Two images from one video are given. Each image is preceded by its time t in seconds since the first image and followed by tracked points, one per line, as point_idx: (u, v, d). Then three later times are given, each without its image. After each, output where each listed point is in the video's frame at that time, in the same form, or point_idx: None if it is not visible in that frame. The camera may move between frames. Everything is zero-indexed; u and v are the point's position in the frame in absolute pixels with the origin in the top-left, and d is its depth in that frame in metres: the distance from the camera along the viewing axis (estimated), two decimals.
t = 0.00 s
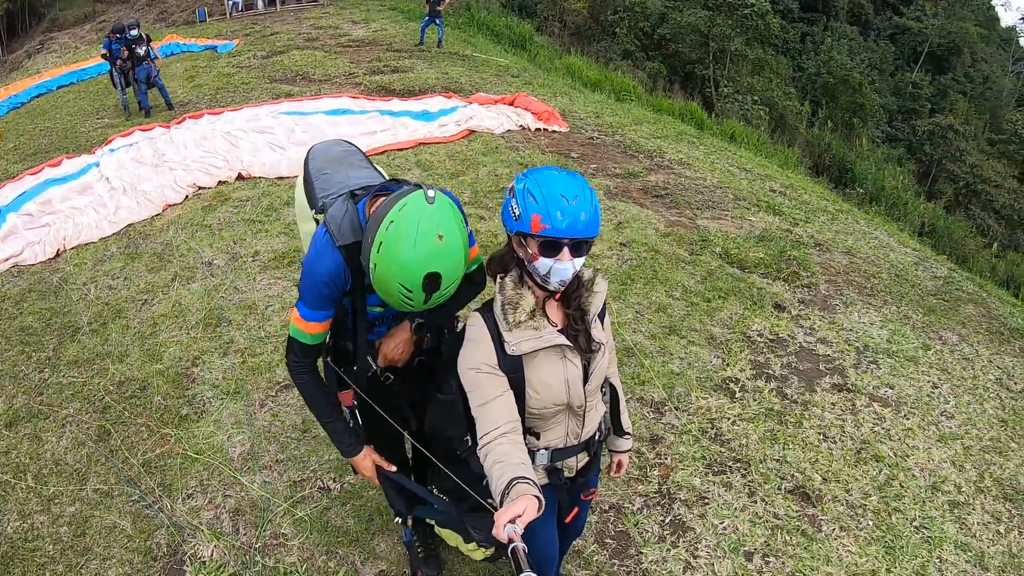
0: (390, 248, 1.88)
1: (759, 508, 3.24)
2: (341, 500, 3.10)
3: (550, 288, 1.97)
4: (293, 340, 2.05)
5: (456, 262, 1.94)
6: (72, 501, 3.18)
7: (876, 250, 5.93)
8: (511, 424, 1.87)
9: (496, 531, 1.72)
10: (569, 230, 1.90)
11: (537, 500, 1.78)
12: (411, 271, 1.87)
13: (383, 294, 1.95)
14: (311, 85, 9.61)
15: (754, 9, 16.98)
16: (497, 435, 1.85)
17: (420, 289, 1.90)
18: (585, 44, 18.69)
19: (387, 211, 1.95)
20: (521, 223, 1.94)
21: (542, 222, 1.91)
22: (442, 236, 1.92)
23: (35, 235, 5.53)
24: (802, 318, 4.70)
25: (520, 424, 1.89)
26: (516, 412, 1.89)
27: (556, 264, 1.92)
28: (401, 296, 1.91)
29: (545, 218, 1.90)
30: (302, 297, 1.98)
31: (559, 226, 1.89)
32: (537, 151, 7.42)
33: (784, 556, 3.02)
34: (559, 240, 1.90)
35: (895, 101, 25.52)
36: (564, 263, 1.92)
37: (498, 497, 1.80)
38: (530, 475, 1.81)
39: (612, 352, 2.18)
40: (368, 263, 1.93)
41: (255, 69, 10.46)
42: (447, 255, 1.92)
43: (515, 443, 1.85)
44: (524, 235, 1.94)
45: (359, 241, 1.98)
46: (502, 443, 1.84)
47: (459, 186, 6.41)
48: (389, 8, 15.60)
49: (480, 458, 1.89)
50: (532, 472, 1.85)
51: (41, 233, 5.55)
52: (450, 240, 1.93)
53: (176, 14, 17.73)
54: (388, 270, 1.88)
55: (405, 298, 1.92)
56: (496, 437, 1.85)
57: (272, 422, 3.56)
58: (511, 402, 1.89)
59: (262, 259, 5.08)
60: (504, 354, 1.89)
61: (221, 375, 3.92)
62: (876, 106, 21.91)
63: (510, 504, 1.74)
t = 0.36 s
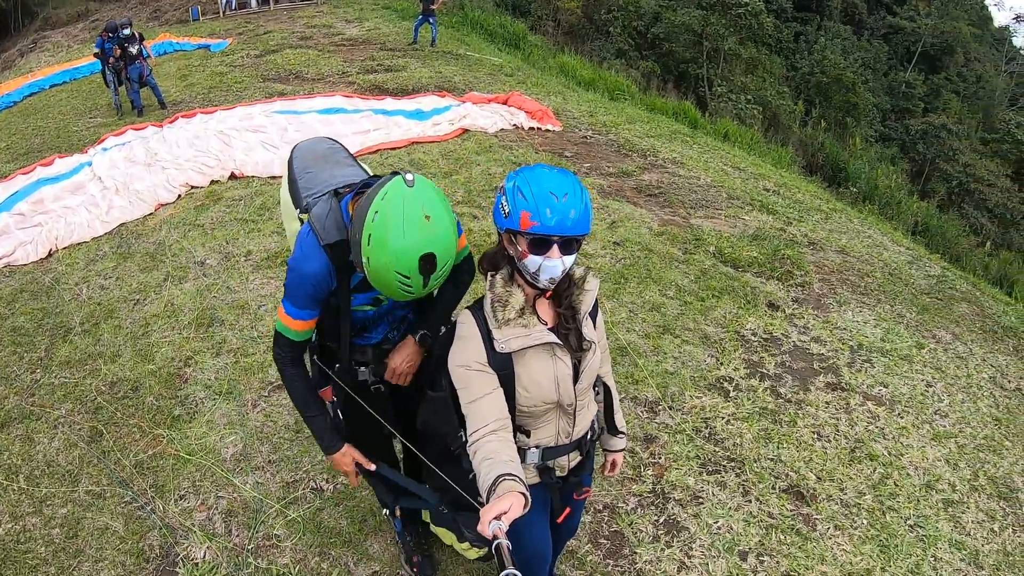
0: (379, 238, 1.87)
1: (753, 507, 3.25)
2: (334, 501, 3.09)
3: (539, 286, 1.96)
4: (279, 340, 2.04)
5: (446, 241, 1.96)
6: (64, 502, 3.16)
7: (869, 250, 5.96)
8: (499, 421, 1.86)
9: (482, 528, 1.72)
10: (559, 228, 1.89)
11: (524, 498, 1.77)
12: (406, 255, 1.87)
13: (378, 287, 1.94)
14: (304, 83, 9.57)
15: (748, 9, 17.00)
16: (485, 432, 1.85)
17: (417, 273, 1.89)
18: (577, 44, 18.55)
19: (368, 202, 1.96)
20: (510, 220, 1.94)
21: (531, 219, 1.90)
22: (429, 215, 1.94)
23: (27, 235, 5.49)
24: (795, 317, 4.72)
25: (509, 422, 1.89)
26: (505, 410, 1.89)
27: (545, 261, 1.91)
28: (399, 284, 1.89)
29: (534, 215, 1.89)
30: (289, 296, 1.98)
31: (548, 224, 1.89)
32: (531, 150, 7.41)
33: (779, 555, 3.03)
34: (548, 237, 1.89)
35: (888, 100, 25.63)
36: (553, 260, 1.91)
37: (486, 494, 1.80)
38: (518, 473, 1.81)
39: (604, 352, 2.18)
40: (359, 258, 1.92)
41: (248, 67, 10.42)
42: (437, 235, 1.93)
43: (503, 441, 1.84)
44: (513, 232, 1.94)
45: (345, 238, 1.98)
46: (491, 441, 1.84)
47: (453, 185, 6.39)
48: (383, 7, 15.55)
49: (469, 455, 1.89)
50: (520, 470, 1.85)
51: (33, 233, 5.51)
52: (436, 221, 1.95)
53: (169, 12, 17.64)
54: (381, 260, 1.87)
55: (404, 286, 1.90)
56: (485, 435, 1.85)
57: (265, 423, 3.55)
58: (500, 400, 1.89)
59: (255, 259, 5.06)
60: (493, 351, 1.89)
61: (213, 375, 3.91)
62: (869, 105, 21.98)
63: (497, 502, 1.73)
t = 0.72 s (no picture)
0: (388, 219, 1.87)
1: (754, 506, 3.25)
2: (334, 502, 3.08)
3: (536, 282, 1.95)
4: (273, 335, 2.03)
5: (452, 211, 1.97)
6: (63, 506, 3.14)
7: (866, 249, 5.97)
8: (499, 418, 1.86)
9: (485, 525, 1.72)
10: (556, 223, 1.89)
11: (527, 494, 1.77)
12: (416, 232, 1.88)
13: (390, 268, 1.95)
14: (301, 86, 9.57)
15: (743, 10, 17.04)
16: (485, 429, 1.84)
17: (430, 246, 1.91)
18: (575, 45, 18.99)
19: (368, 186, 1.95)
20: (509, 216, 1.94)
21: (529, 215, 1.90)
22: (432, 188, 1.94)
23: (24, 238, 5.47)
24: (794, 316, 4.72)
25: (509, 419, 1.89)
26: (504, 407, 1.88)
27: (542, 256, 1.90)
28: (414, 261, 1.90)
29: (532, 210, 1.89)
30: (280, 286, 1.99)
31: (546, 219, 1.88)
32: (528, 151, 7.41)
33: (781, 553, 3.02)
34: (546, 232, 1.89)
35: (884, 100, 25.71)
36: (550, 256, 1.90)
37: (487, 492, 1.79)
38: (520, 469, 1.80)
39: (602, 349, 2.18)
40: (370, 244, 1.93)
41: (245, 70, 10.41)
42: (443, 207, 1.94)
43: (503, 437, 1.84)
44: (511, 227, 1.94)
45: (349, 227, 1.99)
46: (491, 438, 1.83)
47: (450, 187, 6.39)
48: (379, 10, 15.55)
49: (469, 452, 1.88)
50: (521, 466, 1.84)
51: (30, 236, 5.50)
52: (440, 193, 1.96)
53: (165, 16, 17.62)
54: (393, 241, 1.88)
55: (418, 262, 1.91)
56: (484, 431, 1.84)
57: (264, 425, 3.54)
58: (500, 396, 1.88)
59: (253, 261, 5.05)
60: (492, 348, 1.89)
61: (212, 378, 3.90)
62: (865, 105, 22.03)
63: (499, 498, 1.73)
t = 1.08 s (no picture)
0: (421, 172, 1.97)
1: (753, 508, 3.25)
2: (334, 504, 3.08)
3: (540, 285, 1.96)
4: (296, 332, 2.00)
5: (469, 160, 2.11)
6: (61, 506, 3.13)
7: (863, 252, 5.98)
8: (503, 422, 1.86)
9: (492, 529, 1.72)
10: (559, 225, 1.89)
11: (533, 499, 1.77)
12: (450, 178, 1.99)
13: (426, 221, 2.02)
14: (300, 87, 9.56)
15: (742, 13, 17.08)
16: (489, 434, 1.84)
17: (462, 190, 2.02)
18: (573, 47, 19.09)
19: (390, 150, 2.04)
20: (512, 218, 1.93)
21: (532, 217, 1.89)
22: (448, 138, 2.08)
23: (22, 238, 5.46)
24: (792, 319, 4.73)
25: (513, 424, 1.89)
26: (508, 411, 1.89)
27: (546, 258, 1.91)
28: (452, 207, 1.99)
29: (535, 212, 1.89)
30: (301, 283, 1.95)
31: (549, 221, 1.88)
32: (527, 153, 7.42)
33: (779, 556, 3.03)
34: (549, 234, 1.89)
35: (882, 104, 25.79)
36: (553, 257, 1.90)
37: (494, 497, 1.79)
38: (526, 474, 1.80)
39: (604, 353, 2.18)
40: (405, 205, 2.00)
41: (243, 71, 10.40)
42: (462, 156, 2.07)
43: (508, 442, 1.84)
44: (515, 230, 1.93)
45: (373, 196, 2.05)
46: (496, 442, 1.83)
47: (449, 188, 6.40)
48: (378, 10, 15.55)
49: (475, 457, 1.88)
50: (527, 471, 1.85)
51: (29, 236, 5.48)
52: (455, 144, 2.10)
53: (164, 16, 17.62)
54: (432, 191, 1.96)
55: (455, 207, 2.01)
56: (490, 436, 1.84)
57: (263, 426, 3.54)
58: (505, 401, 1.89)
59: (252, 262, 5.05)
60: (497, 352, 1.89)
61: (210, 379, 3.89)
62: (863, 109, 22.08)
63: (506, 502, 1.73)
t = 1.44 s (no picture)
0: (469, 139, 2.14)
1: (746, 509, 3.27)
2: (328, 501, 3.09)
3: (542, 283, 1.97)
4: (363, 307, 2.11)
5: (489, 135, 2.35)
6: (56, 502, 3.13)
7: (858, 256, 6.01)
8: (504, 421, 1.87)
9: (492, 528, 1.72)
10: (562, 223, 1.90)
11: (533, 497, 1.78)
12: (490, 147, 2.20)
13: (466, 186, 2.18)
14: (299, 85, 9.57)
15: (740, 17, 17.14)
16: (490, 432, 1.85)
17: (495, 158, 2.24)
18: (572, 49, 19.14)
19: (428, 122, 2.18)
20: (514, 215, 1.94)
21: (534, 214, 1.90)
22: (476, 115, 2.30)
23: (18, 233, 5.45)
24: (787, 322, 4.75)
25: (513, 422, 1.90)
26: (509, 410, 1.90)
27: (547, 256, 1.92)
28: (491, 171, 2.19)
29: (538, 210, 1.90)
30: (358, 260, 2.07)
31: (551, 218, 1.89)
32: (525, 154, 7.44)
33: (772, 556, 3.05)
34: (551, 231, 1.90)
35: (879, 109, 25.88)
36: (555, 255, 1.92)
37: (494, 495, 1.80)
38: (526, 472, 1.81)
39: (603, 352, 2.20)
40: (454, 169, 2.14)
41: (242, 69, 10.40)
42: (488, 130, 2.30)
43: (508, 440, 1.85)
44: (517, 228, 1.94)
45: (411, 168, 2.16)
46: (496, 440, 1.85)
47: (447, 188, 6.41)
48: (377, 10, 15.54)
49: (475, 455, 1.89)
50: (526, 469, 1.86)
51: (25, 232, 5.48)
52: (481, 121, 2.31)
53: (162, 13, 17.60)
54: (479, 156, 2.15)
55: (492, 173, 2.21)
56: (490, 434, 1.85)
57: (258, 423, 3.54)
58: (505, 400, 1.90)
59: (248, 259, 5.05)
60: (498, 351, 1.90)
61: (206, 375, 3.89)
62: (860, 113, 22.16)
63: (506, 501, 1.74)
